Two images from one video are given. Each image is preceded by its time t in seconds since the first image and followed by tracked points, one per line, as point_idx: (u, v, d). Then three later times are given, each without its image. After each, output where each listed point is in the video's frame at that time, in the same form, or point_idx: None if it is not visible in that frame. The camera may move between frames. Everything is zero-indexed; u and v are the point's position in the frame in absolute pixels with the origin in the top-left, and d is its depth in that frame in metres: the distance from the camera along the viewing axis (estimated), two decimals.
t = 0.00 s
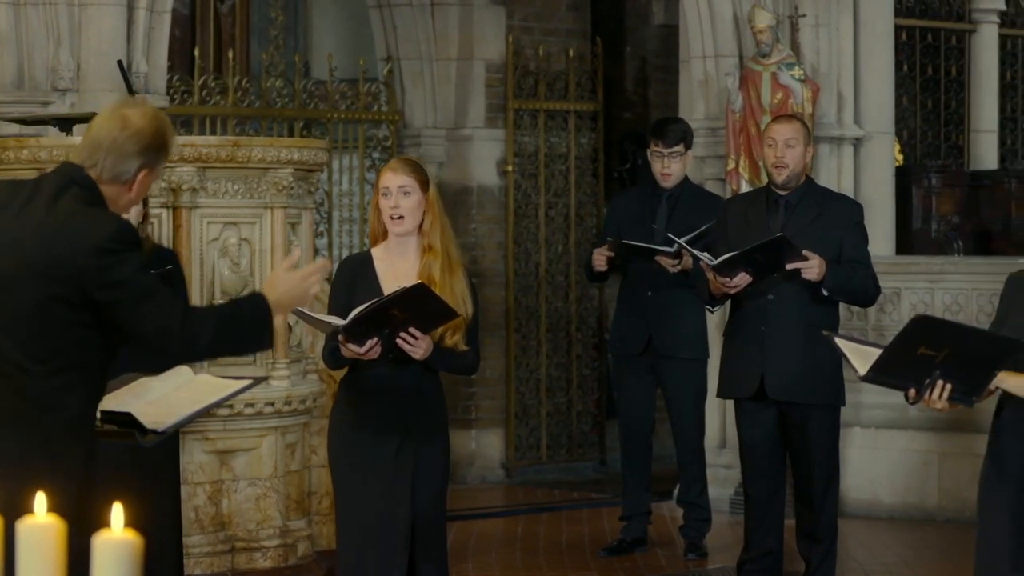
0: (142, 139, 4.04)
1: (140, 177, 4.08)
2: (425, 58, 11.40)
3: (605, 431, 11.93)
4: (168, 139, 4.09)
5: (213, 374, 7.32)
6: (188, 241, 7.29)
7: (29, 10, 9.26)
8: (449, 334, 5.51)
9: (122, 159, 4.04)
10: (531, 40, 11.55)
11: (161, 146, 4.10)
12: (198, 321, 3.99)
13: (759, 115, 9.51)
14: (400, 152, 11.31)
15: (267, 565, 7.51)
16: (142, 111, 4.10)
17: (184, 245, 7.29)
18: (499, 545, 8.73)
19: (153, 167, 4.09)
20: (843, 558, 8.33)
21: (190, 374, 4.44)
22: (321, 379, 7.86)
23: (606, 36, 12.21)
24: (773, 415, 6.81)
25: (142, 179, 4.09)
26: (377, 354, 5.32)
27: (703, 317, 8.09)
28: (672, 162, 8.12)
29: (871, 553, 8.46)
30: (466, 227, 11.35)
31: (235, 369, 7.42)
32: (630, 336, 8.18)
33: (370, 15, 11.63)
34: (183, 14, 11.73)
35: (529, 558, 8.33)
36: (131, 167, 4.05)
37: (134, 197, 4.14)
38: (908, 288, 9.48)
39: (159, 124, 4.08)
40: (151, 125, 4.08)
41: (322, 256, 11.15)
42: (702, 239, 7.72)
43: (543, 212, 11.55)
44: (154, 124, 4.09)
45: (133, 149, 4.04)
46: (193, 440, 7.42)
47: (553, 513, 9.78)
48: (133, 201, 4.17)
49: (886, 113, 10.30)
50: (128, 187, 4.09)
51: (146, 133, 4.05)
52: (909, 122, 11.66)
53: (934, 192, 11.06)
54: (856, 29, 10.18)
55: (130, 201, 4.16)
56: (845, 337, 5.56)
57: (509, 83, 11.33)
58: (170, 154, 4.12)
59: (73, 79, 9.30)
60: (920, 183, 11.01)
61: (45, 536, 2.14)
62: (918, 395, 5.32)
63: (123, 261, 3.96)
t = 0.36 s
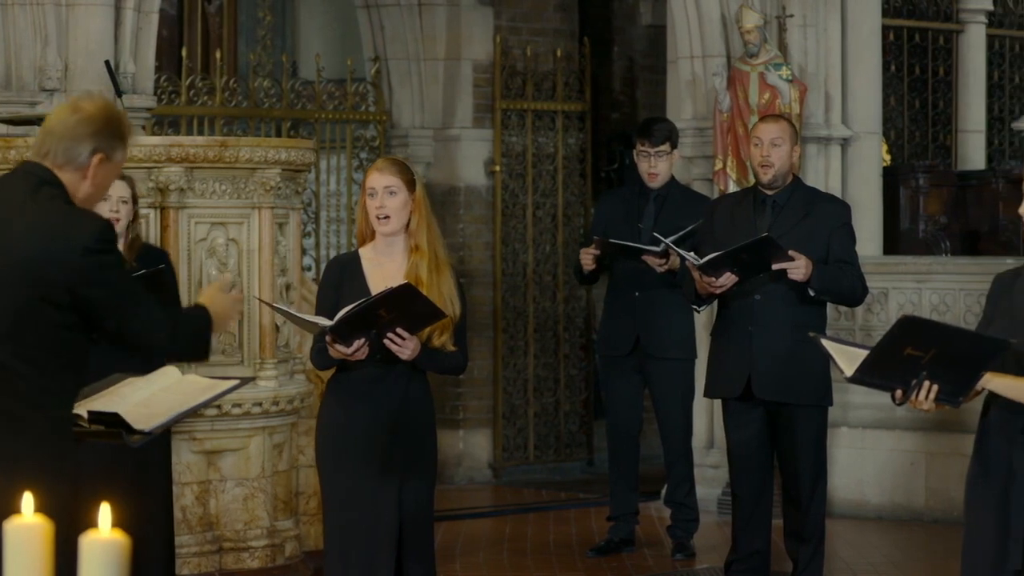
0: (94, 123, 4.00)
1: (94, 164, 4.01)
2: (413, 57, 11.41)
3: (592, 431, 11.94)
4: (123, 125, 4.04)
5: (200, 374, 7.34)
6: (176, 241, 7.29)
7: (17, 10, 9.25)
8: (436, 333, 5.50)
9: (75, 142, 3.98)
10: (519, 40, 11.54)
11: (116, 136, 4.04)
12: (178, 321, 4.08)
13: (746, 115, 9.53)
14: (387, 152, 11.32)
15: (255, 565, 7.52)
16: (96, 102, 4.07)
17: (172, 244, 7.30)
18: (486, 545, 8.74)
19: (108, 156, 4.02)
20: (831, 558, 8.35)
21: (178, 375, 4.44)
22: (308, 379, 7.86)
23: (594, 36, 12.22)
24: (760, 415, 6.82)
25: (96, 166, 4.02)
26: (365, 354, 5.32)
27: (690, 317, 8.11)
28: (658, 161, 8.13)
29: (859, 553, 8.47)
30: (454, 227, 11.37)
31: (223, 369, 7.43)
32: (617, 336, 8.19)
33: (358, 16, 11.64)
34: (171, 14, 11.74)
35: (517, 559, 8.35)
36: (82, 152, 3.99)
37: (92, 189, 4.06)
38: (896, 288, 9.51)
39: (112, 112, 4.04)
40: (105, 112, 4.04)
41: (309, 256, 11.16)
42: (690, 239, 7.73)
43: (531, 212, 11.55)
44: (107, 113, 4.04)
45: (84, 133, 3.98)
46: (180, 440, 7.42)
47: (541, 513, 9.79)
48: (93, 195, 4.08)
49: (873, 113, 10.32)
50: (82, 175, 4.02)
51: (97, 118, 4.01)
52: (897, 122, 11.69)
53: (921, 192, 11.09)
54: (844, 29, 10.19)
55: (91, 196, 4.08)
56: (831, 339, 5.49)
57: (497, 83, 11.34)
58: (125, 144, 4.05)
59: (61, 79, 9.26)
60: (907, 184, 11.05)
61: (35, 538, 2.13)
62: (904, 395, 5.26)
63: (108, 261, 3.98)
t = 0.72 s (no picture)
0: (17, 102, 4.03)
1: (23, 142, 4.03)
2: (400, 57, 11.41)
3: (579, 431, 11.95)
4: (45, 100, 4.08)
5: (186, 374, 7.33)
6: (163, 241, 7.27)
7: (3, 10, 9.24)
8: (424, 333, 5.45)
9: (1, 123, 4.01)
10: (505, 40, 11.54)
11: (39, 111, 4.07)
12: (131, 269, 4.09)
13: (733, 115, 9.54)
14: (374, 152, 11.33)
15: (242, 565, 7.52)
16: (17, 84, 4.11)
17: (159, 244, 7.27)
18: (473, 545, 8.75)
19: (35, 132, 4.05)
20: (817, 558, 8.37)
21: (164, 374, 4.44)
22: (294, 379, 7.85)
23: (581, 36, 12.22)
24: (746, 415, 6.83)
25: (26, 146, 4.04)
26: (352, 355, 5.26)
27: (676, 317, 8.12)
28: (644, 161, 8.14)
29: (846, 554, 8.49)
30: (441, 228, 11.38)
31: (209, 369, 7.42)
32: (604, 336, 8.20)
33: (345, 16, 11.64)
34: (158, 14, 11.74)
35: (503, 559, 8.36)
36: (9, 133, 4.01)
37: (28, 170, 4.08)
38: (882, 288, 9.53)
39: (33, 89, 4.08)
40: (26, 91, 4.08)
41: (296, 257, 11.16)
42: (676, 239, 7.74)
43: (518, 212, 11.56)
44: (28, 91, 4.08)
45: (8, 113, 4.01)
46: (167, 440, 7.42)
47: (527, 513, 9.81)
48: (30, 176, 4.11)
49: (860, 112, 10.34)
50: (14, 156, 4.04)
51: (17, 97, 4.05)
52: (883, 122, 11.72)
53: (908, 192, 11.13)
54: (831, 28, 10.21)
55: (27, 177, 4.10)
56: (818, 339, 5.45)
57: (484, 83, 11.35)
58: (50, 119, 4.09)
59: (47, 79, 9.26)
60: (894, 183, 11.11)
61: (20, 537, 2.13)
62: (892, 396, 5.19)
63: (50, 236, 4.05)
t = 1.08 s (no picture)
0: None
1: None
2: (381, 57, 11.42)
3: (561, 431, 11.97)
4: None
5: (167, 374, 7.33)
6: (145, 241, 7.27)
7: None
8: (405, 332, 5.45)
9: None
10: (486, 40, 11.55)
11: None
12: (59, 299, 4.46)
13: (715, 115, 9.56)
14: (356, 152, 11.33)
15: (224, 565, 7.53)
16: None
17: (141, 244, 7.27)
18: (455, 545, 8.76)
19: None
20: (799, 557, 8.39)
21: (146, 374, 4.45)
22: (275, 379, 7.85)
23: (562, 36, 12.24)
24: (727, 415, 6.85)
25: None
26: (334, 355, 5.23)
27: (657, 317, 8.14)
28: (624, 162, 8.16)
29: (827, 553, 8.52)
30: (422, 228, 11.39)
31: (190, 369, 7.42)
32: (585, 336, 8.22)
33: (327, 15, 11.63)
34: (139, 14, 11.73)
35: (485, 559, 8.37)
36: None
37: None
38: (863, 287, 9.56)
39: None
40: None
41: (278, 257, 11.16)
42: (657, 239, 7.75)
43: (499, 212, 11.57)
44: None
45: None
46: (149, 441, 7.42)
47: (509, 513, 9.82)
48: None
49: (841, 112, 10.38)
50: None
51: None
52: (864, 123, 11.76)
53: (890, 192, 11.20)
54: (812, 28, 10.24)
55: None
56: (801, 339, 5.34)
57: (465, 83, 11.35)
58: None
59: (29, 80, 9.26)
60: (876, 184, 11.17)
61: None
62: (874, 396, 5.08)
63: None
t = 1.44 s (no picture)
0: None
1: None
2: (368, 57, 11.42)
3: (548, 431, 11.98)
4: None
5: (155, 374, 7.33)
6: (132, 241, 7.27)
7: None
8: (391, 332, 5.44)
9: None
10: (474, 40, 11.56)
11: None
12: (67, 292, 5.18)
13: (701, 114, 9.58)
14: (343, 152, 11.34)
15: (212, 565, 7.54)
16: None
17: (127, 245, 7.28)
18: (442, 545, 8.77)
19: None
20: (786, 557, 8.41)
21: (133, 375, 4.46)
22: (263, 380, 7.84)
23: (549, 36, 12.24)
24: (713, 415, 6.86)
25: None
26: (319, 354, 5.24)
27: (644, 317, 8.14)
28: (609, 163, 8.17)
29: (814, 553, 8.54)
30: (409, 228, 11.39)
31: (178, 369, 7.42)
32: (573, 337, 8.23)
33: (313, 15, 11.63)
34: (126, 14, 11.73)
35: (472, 559, 8.38)
36: None
37: None
38: (850, 287, 9.59)
39: None
40: None
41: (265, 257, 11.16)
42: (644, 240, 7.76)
43: (486, 212, 11.58)
44: None
45: None
46: (136, 441, 7.41)
47: (496, 513, 9.83)
48: None
49: (828, 112, 10.39)
50: None
51: None
52: (851, 123, 11.79)
53: (877, 192, 11.21)
54: (799, 28, 10.26)
55: None
56: (787, 341, 5.32)
57: (452, 83, 11.36)
58: None
59: (16, 80, 9.26)
60: (862, 184, 11.18)
61: None
62: (863, 399, 5.01)
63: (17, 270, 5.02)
